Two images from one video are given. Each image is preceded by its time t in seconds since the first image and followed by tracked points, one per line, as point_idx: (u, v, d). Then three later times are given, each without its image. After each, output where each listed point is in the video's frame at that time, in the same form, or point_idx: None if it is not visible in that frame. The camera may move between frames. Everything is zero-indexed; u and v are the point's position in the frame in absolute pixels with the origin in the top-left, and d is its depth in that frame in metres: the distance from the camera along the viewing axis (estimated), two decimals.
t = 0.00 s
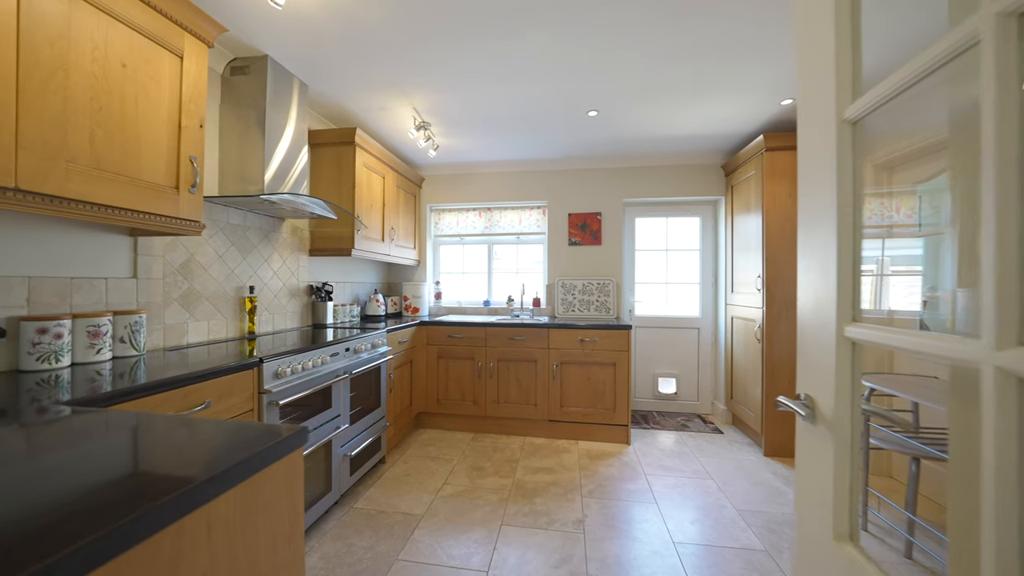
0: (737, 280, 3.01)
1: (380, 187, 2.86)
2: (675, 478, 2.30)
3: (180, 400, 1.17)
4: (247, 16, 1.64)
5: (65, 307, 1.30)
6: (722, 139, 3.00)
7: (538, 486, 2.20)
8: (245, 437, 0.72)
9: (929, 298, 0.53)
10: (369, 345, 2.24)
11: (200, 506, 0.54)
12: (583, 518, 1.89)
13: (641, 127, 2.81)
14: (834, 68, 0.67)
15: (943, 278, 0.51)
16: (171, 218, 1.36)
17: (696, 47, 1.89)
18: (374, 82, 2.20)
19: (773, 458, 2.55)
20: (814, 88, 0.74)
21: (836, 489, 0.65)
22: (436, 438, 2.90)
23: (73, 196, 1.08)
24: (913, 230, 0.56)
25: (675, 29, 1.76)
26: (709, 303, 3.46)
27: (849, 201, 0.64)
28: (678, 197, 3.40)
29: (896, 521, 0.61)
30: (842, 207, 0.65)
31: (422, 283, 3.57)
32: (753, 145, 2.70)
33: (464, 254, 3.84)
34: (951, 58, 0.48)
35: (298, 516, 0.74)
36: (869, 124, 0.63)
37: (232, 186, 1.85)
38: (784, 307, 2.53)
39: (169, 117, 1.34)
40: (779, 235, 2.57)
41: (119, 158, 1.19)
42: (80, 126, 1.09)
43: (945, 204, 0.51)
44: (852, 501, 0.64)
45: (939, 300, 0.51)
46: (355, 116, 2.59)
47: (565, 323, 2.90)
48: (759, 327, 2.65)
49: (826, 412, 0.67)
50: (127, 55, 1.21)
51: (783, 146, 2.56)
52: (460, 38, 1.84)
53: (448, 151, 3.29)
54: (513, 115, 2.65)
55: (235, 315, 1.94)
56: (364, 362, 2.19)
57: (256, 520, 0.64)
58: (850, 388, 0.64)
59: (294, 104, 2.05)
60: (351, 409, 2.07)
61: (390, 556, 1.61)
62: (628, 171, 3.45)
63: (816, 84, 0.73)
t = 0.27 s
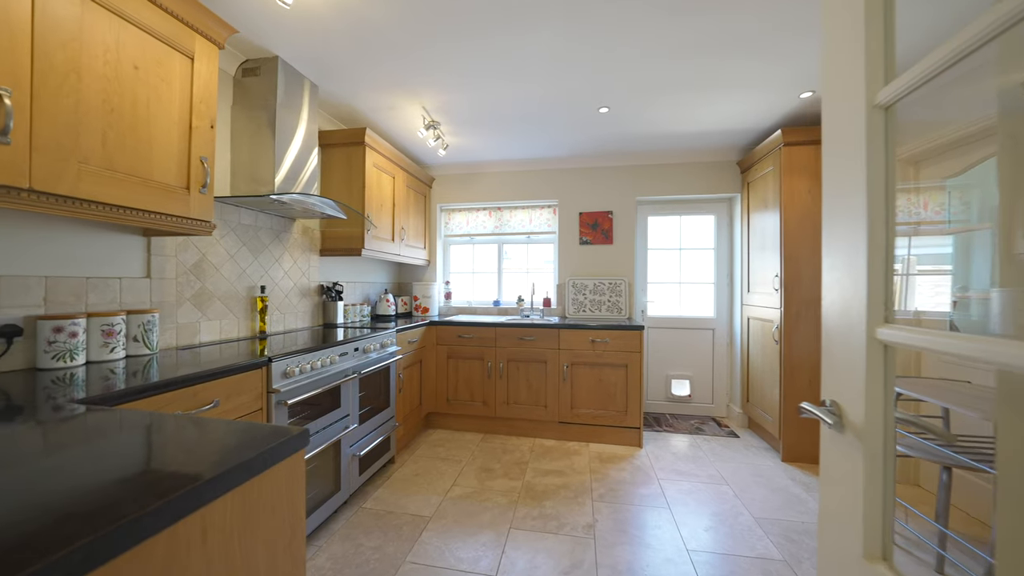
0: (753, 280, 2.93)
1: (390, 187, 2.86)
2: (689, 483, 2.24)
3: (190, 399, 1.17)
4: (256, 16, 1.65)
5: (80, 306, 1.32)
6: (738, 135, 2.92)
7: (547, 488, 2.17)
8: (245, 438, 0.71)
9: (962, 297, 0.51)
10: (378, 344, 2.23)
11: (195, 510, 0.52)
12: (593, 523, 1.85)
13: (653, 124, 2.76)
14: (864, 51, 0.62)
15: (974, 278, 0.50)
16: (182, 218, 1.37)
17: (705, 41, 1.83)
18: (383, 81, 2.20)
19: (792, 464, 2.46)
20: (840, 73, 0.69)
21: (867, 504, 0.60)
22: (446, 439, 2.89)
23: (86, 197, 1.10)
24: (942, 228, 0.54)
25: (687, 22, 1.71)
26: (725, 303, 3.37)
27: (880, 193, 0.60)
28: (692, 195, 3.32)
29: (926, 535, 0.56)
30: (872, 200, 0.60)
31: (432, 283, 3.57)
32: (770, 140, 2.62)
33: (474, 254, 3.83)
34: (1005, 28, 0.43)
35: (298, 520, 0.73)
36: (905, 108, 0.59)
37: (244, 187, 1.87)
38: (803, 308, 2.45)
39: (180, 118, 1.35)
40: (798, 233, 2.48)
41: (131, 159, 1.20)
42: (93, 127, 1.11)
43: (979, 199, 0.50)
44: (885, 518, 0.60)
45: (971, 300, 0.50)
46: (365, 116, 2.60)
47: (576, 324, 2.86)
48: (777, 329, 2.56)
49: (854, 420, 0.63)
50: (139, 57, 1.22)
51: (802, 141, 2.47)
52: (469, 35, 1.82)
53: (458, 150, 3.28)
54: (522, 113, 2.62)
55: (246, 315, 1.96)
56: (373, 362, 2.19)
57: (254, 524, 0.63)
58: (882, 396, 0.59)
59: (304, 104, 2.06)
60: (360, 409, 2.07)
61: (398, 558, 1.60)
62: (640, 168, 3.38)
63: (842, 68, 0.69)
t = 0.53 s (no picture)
0: (773, 279, 2.82)
1: (401, 187, 2.87)
2: (705, 489, 2.16)
3: (200, 397, 1.18)
4: (267, 17, 1.66)
5: (98, 305, 1.34)
6: (758, 129, 2.82)
7: (559, 492, 2.13)
8: (245, 440, 0.70)
9: (997, 298, 0.49)
10: (389, 344, 2.23)
11: (188, 514, 0.51)
12: (606, 529, 1.80)
13: (668, 119, 2.68)
14: (902, 25, 0.57)
15: (1014, 277, 0.47)
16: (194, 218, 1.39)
17: (722, 31, 1.77)
18: (393, 80, 2.19)
19: (814, 471, 2.36)
20: (871, 52, 0.64)
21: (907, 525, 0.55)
22: (457, 439, 2.87)
23: (100, 197, 1.11)
24: (978, 226, 0.50)
25: (703, 12, 1.65)
26: (743, 304, 3.27)
27: (921, 181, 0.54)
28: (708, 192, 3.23)
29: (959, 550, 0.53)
30: (911, 189, 0.55)
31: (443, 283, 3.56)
32: (790, 134, 2.52)
33: (485, 254, 3.81)
34: None
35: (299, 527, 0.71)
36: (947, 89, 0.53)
37: (256, 187, 1.89)
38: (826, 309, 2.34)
39: (192, 119, 1.36)
40: (821, 231, 2.38)
41: (144, 160, 1.22)
42: (106, 128, 1.12)
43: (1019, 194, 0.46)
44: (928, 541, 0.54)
45: (1012, 301, 0.47)
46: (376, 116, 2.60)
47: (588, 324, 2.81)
48: (798, 330, 2.46)
49: (890, 430, 0.57)
50: (152, 58, 1.24)
51: (825, 135, 2.37)
52: (478, 32, 1.80)
53: (468, 149, 3.26)
54: (533, 111, 2.58)
55: (259, 314, 1.98)
56: (383, 362, 2.18)
57: (252, 528, 0.61)
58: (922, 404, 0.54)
59: (315, 104, 2.07)
60: (370, 409, 2.07)
61: (407, 559, 1.58)
62: (654, 165, 3.31)
63: (874, 49, 0.63)
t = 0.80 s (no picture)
0: (791, 278, 2.74)
1: (411, 187, 2.87)
2: (720, 495, 2.10)
3: (208, 396, 1.18)
4: (275, 17, 1.66)
5: (111, 305, 1.36)
6: (775, 124, 2.73)
7: (569, 495, 2.09)
8: (245, 443, 0.68)
9: None
10: (398, 344, 2.22)
11: (181, 520, 0.50)
12: (617, 534, 1.76)
13: (681, 115, 2.62)
14: None
15: None
16: (204, 218, 1.39)
17: (738, 23, 1.70)
18: (402, 79, 2.18)
19: (836, 478, 2.27)
20: (907, 29, 0.59)
21: (948, 546, 0.50)
22: (466, 440, 2.86)
23: (111, 198, 1.12)
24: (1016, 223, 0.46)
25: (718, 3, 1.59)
26: (760, 304, 3.17)
27: (964, 171, 0.50)
28: (724, 189, 3.15)
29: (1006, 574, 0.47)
30: (952, 179, 0.50)
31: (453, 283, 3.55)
32: (810, 129, 2.43)
33: (495, 253, 3.80)
34: None
35: (300, 531, 0.69)
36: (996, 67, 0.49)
37: (267, 188, 1.91)
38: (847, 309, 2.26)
39: (202, 119, 1.37)
40: (842, 228, 2.29)
41: (155, 160, 1.23)
42: (117, 129, 1.13)
43: None
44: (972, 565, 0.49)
45: None
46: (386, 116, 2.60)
47: (599, 325, 2.76)
48: (818, 331, 2.37)
49: (929, 442, 0.53)
50: (162, 60, 1.24)
51: (846, 129, 2.28)
52: (487, 28, 1.77)
53: (478, 148, 3.24)
54: (543, 108, 2.55)
55: (270, 313, 1.99)
56: (392, 362, 2.18)
57: (250, 533, 0.60)
58: (966, 414, 0.49)
59: (325, 104, 2.08)
60: (379, 409, 2.06)
61: (415, 562, 1.57)
62: (667, 163, 3.24)
63: (910, 27, 0.58)
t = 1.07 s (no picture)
0: (814, 278, 2.62)
1: (422, 187, 2.86)
2: (739, 503, 2.02)
3: (217, 396, 1.18)
4: (285, 17, 1.67)
5: (126, 305, 1.38)
6: (797, 118, 2.63)
7: (581, 500, 2.04)
8: (245, 445, 0.67)
9: None
10: (408, 344, 2.21)
11: (171, 528, 0.48)
12: (630, 542, 1.70)
13: (698, 110, 2.54)
14: None
15: None
16: (215, 218, 1.40)
17: (757, 11, 1.63)
18: (412, 78, 2.17)
19: (863, 487, 2.17)
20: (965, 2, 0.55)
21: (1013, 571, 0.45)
22: (477, 441, 2.84)
23: (124, 199, 1.13)
24: None
25: None
26: (781, 305, 3.06)
27: None
28: (742, 186, 3.05)
29: None
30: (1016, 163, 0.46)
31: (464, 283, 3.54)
32: (834, 121, 2.32)
33: (507, 253, 3.77)
34: None
35: (299, 539, 0.67)
36: None
37: (279, 188, 1.92)
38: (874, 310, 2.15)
39: (213, 120, 1.38)
40: (870, 225, 2.18)
41: (166, 161, 1.23)
42: (129, 130, 1.14)
43: None
44: None
45: None
46: (397, 116, 2.60)
47: (612, 325, 2.70)
48: (844, 333, 2.27)
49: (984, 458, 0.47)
50: (174, 61, 1.25)
51: (874, 120, 2.17)
52: (498, 24, 1.74)
53: (489, 147, 3.22)
54: (554, 105, 2.51)
55: (282, 313, 2.01)
56: (403, 362, 2.17)
57: (245, 540, 0.58)
58: None
59: (335, 104, 2.08)
60: (389, 409, 2.06)
61: (423, 565, 1.55)
62: (683, 159, 3.15)
63: None
